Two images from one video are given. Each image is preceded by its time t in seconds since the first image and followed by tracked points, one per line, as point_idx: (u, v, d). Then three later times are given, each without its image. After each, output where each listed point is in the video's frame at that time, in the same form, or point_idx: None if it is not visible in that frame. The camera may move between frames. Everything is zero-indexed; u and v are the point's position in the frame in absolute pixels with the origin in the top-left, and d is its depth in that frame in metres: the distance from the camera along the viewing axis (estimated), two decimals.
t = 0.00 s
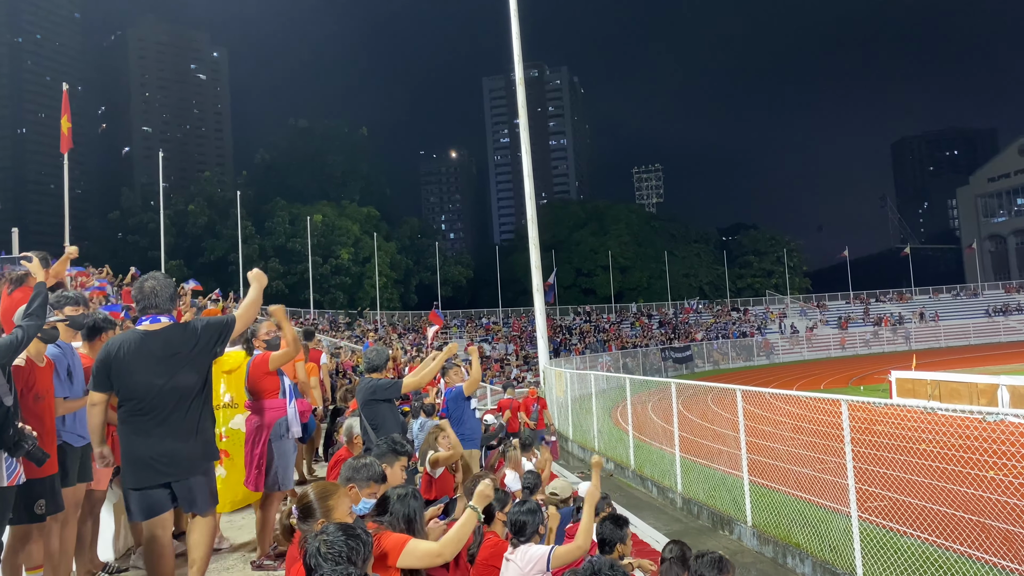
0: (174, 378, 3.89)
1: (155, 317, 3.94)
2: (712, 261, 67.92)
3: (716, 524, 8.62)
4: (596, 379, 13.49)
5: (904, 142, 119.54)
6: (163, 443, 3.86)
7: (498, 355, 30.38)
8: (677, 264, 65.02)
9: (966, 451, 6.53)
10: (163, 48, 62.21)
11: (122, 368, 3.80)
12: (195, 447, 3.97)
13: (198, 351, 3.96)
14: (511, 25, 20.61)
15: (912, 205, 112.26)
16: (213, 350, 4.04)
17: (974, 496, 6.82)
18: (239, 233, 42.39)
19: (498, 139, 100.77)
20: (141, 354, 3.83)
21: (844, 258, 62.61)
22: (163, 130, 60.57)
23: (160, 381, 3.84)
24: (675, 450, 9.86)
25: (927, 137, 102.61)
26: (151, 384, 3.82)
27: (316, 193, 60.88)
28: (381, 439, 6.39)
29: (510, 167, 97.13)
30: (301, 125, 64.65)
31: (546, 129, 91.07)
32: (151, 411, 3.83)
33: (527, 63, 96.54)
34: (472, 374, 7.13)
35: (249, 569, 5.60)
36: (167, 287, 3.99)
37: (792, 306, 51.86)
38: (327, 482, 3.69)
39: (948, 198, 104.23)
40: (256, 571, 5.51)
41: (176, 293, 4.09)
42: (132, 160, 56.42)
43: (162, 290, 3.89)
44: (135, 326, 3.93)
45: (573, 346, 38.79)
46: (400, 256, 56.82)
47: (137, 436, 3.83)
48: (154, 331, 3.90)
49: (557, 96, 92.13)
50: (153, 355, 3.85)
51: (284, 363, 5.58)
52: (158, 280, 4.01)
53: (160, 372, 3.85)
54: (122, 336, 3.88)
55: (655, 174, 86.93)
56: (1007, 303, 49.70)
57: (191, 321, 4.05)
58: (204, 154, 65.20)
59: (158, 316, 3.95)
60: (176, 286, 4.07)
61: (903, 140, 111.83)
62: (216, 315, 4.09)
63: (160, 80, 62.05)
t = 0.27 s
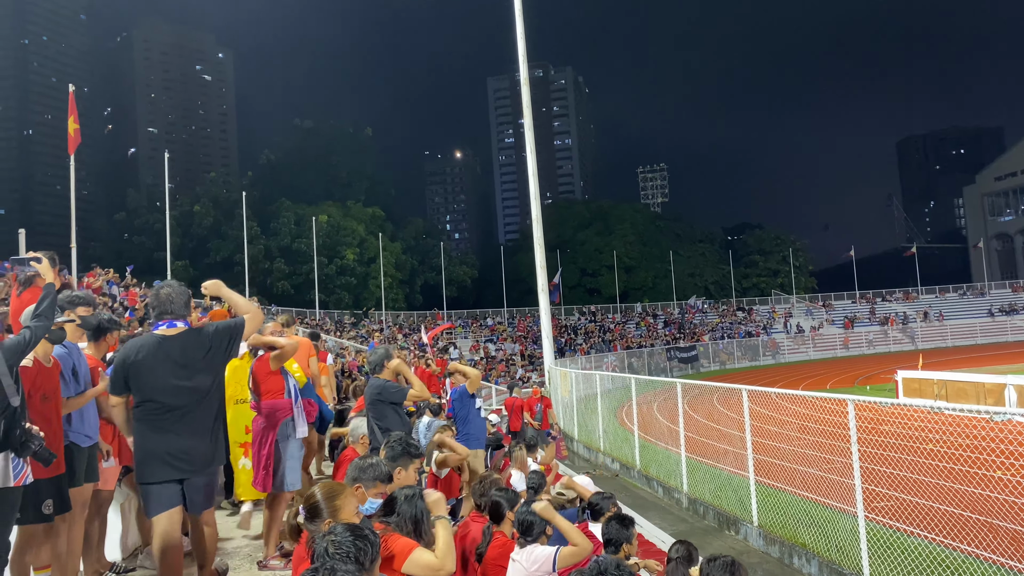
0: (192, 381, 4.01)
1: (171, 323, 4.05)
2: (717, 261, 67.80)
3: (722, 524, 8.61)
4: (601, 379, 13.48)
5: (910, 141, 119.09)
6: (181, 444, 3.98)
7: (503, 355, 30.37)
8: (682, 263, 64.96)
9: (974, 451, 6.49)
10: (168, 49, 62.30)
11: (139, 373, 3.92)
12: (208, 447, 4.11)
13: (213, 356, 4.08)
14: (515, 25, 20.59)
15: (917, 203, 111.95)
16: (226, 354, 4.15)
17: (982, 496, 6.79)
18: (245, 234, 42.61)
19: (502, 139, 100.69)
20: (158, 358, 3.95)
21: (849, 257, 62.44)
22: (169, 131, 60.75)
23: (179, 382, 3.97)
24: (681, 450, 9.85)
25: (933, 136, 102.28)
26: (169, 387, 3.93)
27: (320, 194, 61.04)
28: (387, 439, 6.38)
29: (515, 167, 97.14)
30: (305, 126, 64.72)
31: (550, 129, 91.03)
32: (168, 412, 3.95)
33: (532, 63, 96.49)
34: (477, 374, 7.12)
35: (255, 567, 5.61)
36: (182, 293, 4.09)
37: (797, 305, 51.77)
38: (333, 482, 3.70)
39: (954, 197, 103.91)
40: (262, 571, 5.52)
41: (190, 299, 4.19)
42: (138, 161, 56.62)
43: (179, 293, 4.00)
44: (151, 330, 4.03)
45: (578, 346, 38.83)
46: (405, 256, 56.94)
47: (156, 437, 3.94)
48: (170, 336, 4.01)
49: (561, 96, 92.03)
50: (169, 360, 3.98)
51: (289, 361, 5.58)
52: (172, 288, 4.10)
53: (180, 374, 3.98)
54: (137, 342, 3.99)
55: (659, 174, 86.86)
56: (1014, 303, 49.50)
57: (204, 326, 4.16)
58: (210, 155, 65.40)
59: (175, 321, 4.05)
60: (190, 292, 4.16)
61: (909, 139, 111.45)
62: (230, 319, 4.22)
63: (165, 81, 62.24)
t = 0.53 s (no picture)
0: (235, 380, 4.68)
1: (217, 327, 4.72)
2: (740, 261, 67.36)
3: (746, 526, 8.61)
4: (623, 380, 13.49)
5: (934, 139, 117.73)
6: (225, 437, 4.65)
7: (525, 356, 30.41)
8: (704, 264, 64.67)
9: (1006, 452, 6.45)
10: (191, 55, 62.99)
11: (187, 374, 4.56)
12: (248, 440, 4.76)
13: (253, 358, 4.74)
14: (534, 27, 20.65)
15: (944, 201, 110.37)
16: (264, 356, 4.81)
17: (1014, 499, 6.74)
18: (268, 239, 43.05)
19: (522, 141, 100.74)
20: (204, 360, 4.60)
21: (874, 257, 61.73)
22: (192, 136, 61.42)
23: (225, 383, 4.63)
24: (705, 451, 9.87)
25: (960, 133, 100.85)
26: (213, 387, 4.60)
27: (342, 197, 61.31)
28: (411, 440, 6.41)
29: (535, 169, 97.17)
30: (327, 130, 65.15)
31: (570, 130, 90.88)
32: (212, 409, 4.60)
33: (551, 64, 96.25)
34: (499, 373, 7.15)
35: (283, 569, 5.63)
36: (225, 300, 4.71)
37: (821, 306, 51.38)
38: (362, 483, 3.71)
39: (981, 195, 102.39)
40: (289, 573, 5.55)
41: (232, 305, 4.82)
42: (162, 165, 57.30)
43: (221, 303, 4.61)
44: (198, 335, 4.70)
45: (599, 347, 38.84)
46: (426, 259, 57.09)
47: (201, 428, 4.59)
48: (215, 341, 4.66)
49: (581, 96, 91.84)
50: (215, 361, 4.62)
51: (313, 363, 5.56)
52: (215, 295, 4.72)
53: (224, 375, 4.63)
54: (186, 344, 4.64)
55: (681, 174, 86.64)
56: None
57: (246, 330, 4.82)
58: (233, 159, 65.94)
59: (219, 326, 4.72)
60: (232, 299, 4.78)
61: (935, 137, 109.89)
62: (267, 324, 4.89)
63: (189, 87, 62.92)
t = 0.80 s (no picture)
0: (275, 381, 4.77)
1: (258, 330, 4.79)
2: (773, 262, 66.63)
3: (781, 530, 8.49)
4: (655, 383, 13.42)
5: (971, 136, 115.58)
6: (266, 435, 4.78)
7: (556, 358, 30.37)
8: (736, 265, 64.10)
9: None
10: (224, 63, 63.87)
11: (232, 374, 4.69)
12: (289, 437, 4.86)
13: (293, 359, 4.84)
14: (563, 29, 20.63)
15: (984, 199, 108.14)
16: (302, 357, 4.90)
17: None
18: (300, 243, 43.53)
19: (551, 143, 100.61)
20: (247, 362, 4.70)
21: (911, 256, 60.71)
22: (226, 142, 62.28)
23: (266, 383, 4.73)
24: (739, 454, 9.77)
25: (999, 130, 98.78)
26: (256, 386, 4.71)
27: (373, 201, 61.74)
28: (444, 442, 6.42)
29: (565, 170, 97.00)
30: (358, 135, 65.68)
31: (600, 131, 90.61)
32: (255, 408, 4.72)
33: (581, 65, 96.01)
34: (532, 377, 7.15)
35: (318, 571, 5.68)
36: (267, 304, 4.78)
37: (856, 307, 50.65)
38: (397, 486, 3.72)
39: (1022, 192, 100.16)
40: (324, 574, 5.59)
41: (273, 307, 4.87)
42: (197, 171, 58.20)
43: (263, 307, 4.67)
44: (241, 337, 4.79)
45: (631, 349, 38.69)
46: (456, 261, 57.30)
47: (245, 426, 4.74)
48: (258, 343, 4.75)
49: (611, 97, 91.52)
50: (255, 362, 4.72)
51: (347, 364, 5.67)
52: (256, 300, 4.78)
53: (264, 375, 4.73)
54: (229, 347, 4.76)
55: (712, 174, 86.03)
56: None
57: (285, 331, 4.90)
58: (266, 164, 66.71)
59: (260, 328, 4.79)
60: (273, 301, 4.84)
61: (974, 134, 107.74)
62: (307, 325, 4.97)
63: (222, 93, 63.81)
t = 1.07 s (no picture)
0: (315, 386, 4.86)
1: (298, 340, 4.88)
2: (811, 264, 65.72)
3: (823, 537, 8.35)
4: (692, 387, 13.30)
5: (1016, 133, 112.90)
6: (305, 439, 4.88)
7: (591, 362, 30.25)
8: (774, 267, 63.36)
9: None
10: (262, 71, 64.79)
11: (275, 384, 4.83)
12: (329, 440, 4.93)
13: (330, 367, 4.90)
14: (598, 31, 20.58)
15: None
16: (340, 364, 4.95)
17: None
18: (337, 248, 44.02)
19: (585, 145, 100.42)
20: (288, 371, 4.81)
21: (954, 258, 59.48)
22: (264, 148, 63.17)
23: (306, 390, 4.84)
24: (779, 459, 9.64)
25: None
26: (298, 393, 4.82)
27: (408, 205, 62.16)
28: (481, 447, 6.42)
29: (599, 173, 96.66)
30: (393, 140, 66.19)
31: (634, 133, 90.22)
32: (298, 413, 4.85)
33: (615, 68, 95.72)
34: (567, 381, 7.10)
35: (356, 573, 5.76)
36: (308, 315, 4.87)
37: (897, 309, 49.74)
38: (436, 490, 3.73)
39: None
40: None
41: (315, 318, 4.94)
42: (236, 177, 59.12)
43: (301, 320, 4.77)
44: (284, 348, 4.89)
45: (667, 353, 38.44)
46: (490, 265, 57.49)
47: (288, 430, 4.87)
48: (297, 354, 4.83)
49: (646, 100, 91.08)
50: (294, 370, 4.81)
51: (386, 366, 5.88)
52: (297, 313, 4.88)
53: (304, 382, 4.83)
54: (274, 357, 4.88)
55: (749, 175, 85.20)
56: None
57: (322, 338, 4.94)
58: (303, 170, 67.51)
59: (301, 339, 4.88)
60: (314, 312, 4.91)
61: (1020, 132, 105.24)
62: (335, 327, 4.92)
63: (260, 101, 64.75)
